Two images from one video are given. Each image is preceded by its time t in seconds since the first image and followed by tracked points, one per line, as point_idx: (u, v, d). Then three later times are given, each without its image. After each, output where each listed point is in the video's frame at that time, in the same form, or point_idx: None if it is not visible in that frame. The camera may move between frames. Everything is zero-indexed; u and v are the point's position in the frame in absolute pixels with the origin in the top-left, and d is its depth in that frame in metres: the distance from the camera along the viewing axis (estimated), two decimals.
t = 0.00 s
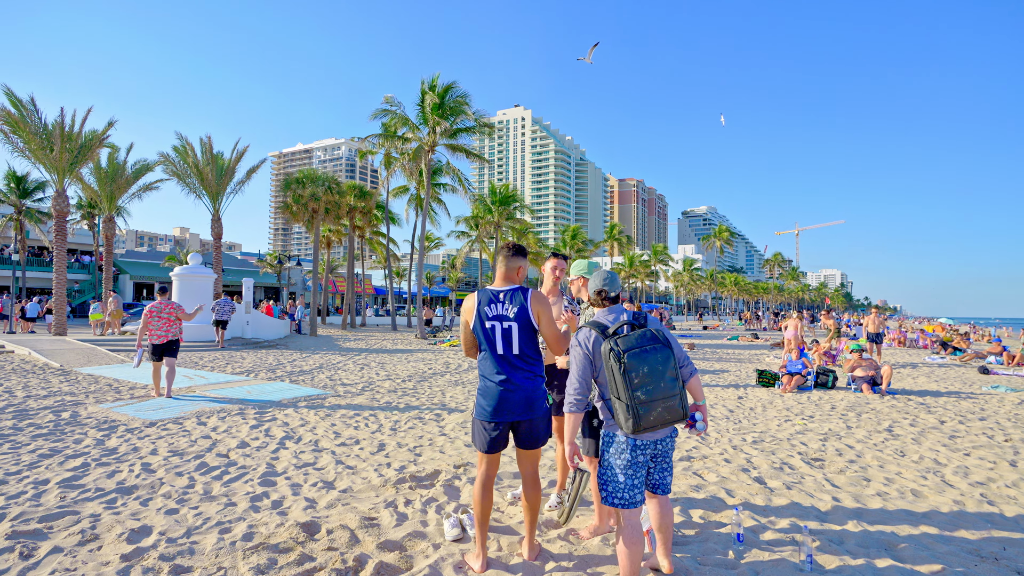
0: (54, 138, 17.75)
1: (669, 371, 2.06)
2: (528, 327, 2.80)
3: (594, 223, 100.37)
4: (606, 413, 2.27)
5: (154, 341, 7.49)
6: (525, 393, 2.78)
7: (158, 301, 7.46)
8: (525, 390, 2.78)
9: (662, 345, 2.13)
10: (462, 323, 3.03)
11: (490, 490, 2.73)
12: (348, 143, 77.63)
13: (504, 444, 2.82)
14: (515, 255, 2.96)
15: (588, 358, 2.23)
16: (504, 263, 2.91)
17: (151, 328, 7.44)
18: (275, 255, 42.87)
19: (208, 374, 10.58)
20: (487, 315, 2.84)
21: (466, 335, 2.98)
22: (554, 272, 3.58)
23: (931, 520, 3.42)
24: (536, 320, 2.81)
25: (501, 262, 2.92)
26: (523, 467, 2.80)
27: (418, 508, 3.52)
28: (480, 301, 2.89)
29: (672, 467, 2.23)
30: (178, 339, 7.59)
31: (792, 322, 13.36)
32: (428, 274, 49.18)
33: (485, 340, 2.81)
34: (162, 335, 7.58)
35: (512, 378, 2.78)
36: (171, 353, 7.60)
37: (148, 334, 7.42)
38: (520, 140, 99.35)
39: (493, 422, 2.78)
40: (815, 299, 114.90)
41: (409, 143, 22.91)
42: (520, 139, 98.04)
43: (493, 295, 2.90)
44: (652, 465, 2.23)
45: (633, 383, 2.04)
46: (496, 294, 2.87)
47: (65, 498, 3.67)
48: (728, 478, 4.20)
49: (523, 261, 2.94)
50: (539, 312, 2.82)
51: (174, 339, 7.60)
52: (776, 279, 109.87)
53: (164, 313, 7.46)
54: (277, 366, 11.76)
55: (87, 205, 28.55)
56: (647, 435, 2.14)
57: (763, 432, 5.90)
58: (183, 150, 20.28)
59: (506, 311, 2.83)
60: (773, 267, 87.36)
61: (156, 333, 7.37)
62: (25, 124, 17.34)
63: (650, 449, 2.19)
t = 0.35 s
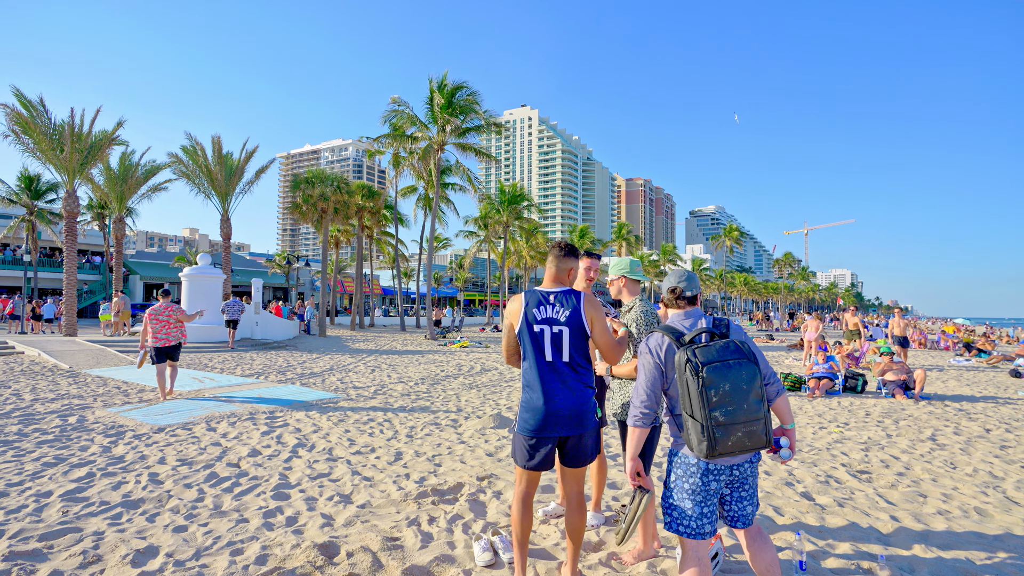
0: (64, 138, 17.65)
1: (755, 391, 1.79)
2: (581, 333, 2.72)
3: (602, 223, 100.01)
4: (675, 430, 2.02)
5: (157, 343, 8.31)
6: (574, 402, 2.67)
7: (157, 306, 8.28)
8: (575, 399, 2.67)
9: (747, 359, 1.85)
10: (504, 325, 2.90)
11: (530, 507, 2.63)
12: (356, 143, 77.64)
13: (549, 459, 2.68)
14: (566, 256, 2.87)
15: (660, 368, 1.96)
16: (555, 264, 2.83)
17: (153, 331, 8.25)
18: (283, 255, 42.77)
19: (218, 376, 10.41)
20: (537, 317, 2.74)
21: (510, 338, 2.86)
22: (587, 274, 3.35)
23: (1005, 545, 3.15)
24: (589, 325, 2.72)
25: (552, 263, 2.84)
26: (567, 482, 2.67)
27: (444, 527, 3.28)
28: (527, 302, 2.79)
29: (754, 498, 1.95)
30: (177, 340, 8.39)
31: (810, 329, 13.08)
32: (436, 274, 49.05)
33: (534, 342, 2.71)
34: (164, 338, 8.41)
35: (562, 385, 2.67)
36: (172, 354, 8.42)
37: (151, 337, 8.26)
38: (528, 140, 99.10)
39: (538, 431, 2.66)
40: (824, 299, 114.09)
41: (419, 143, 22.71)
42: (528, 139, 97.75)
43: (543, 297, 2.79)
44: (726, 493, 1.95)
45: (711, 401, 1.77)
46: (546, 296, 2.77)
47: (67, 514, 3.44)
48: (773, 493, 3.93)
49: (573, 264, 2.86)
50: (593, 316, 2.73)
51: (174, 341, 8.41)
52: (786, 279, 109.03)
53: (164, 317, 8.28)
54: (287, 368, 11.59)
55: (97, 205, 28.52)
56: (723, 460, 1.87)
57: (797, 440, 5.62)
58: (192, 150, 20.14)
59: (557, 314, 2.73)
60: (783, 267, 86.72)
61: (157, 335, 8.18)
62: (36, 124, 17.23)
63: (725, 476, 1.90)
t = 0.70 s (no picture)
0: (73, 137, 17.54)
1: (897, 406, 1.52)
2: (644, 330, 2.53)
3: (610, 223, 99.59)
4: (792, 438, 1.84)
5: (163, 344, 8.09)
6: (632, 405, 2.48)
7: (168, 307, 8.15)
8: (634, 402, 2.49)
9: (895, 371, 1.58)
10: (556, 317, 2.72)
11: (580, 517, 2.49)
12: (363, 143, 77.65)
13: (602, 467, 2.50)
14: (628, 247, 2.70)
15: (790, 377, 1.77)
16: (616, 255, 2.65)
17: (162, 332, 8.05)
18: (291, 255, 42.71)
19: (229, 376, 10.22)
20: (599, 311, 2.54)
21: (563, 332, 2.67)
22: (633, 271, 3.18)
23: None
24: (653, 321, 2.55)
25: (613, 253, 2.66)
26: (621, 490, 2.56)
27: (480, 541, 3.04)
28: (588, 293, 2.59)
29: (880, 531, 1.71)
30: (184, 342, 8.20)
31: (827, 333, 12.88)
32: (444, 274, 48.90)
33: (594, 338, 2.52)
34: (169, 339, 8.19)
35: (621, 385, 2.49)
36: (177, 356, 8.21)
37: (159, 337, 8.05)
38: (535, 140, 98.79)
39: (594, 435, 2.47)
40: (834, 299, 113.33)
41: (429, 141, 22.49)
42: (535, 139, 97.50)
43: (605, 288, 2.60)
44: (846, 519, 1.74)
45: (839, 407, 1.54)
46: (608, 288, 2.57)
47: (75, 525, 3.21)
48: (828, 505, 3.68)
49: (636, 255, 2.70)
50: (658, 313, 2.57)
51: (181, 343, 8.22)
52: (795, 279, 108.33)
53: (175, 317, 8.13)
54: (300, 368, 11.39)
55: (107, 205, 28.52)
56: (846, 481, 1.66)
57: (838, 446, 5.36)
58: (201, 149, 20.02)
59: (620, 307, 2.54)
60: (793, 266, 86.14)
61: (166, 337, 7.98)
62: (45, 122, 17.14)
63: (844, 500, 1.69)
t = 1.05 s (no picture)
0: (77, 135, 17.37)
1: None
2: (688, 323, 2.29)
3: (614, 222, 99.31)
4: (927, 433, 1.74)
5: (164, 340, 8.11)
6: (679, 407, 2.25)
7: (173, 303, 8.20)
8: (681, 402, 2.25)
9: None
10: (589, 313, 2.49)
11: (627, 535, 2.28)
12: (366, 143, 77.59)
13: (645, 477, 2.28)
14: (664, 233, 2.46)
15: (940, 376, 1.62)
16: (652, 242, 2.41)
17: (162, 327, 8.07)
18: (296, 255, 42.53)
19: (235, 377, 10.00)
20: (636, 303, 2.30)
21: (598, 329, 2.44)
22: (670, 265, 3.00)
23: None
24: (697, 313, 2.31)
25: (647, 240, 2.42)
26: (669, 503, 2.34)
27: (512, 555, 2.81)
28: (623, 285, 2.35)
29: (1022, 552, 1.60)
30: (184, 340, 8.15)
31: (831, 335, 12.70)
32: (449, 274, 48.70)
33: (633, 334, 2.28)
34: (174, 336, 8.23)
35: (666, 385, 2.25)
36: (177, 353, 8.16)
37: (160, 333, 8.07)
38: (538, 139, 98.58)
39: (638, 441, 2.24)
40: (839, 299, 112.90)
41: (435, 139, 22.28)
42: (539, 139, 97.27)
43: (641, 278, 2.35)
44: (981, 532, 1.64)
45: (992, 405, 1.46)
46: (646, 278, 2.33)
47: (73, 536, 2.99)
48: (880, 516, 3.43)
49: (672, 242, 2.46)
50: (702, 304, 2.33)
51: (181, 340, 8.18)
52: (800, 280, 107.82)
53: (176, 314, 8.13)
54: (306, 368, 11.18)
55: (111, 205, 28.39)
56: (986, 491, 1.56)
57: (874, 449, 5.11)
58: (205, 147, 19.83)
59: (660, 299, 2.30)
60: (799, 265, 85.86)
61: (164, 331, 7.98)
62: (48, 120, 16.97)
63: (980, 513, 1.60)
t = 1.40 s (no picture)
0: (76, 133, 17.10)
1: None
2: (735, 338, 1.92)
3: (615, 222, 99.05)
4: None
5: (164, 345, 7.86)
6: (728, 438, 1.88)
7: (168, 307, 7.97)
8: (727, 432, 1.89)
9: None
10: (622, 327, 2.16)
11: None
12: (368, 143, 77.50)
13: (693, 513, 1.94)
14: (702, 229, 2.04)
15: None
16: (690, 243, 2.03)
17: (161, 333, 7.83)
18: (297, 255, 42.31)
19: (236, 380, 9.73)
20: (673, 317, 1.95)
21: (630, 345, 2.08)
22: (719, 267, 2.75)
23: None
24: (746, 324, 1.93)
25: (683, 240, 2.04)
26: (725, 539, 2.00)
27: None
28: (656, 296, 1.99)
29: None
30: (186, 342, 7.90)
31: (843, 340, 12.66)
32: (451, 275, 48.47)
33: (670, 354, 1.93)
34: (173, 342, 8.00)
35: (708, 413, 1.89)
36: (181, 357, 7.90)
37: (159, 339, 7.83)
38: (540, 139, 98.30)
39: (676, 476, 1.90)
40: (842, 298, 112.60)
41: (440, 138, 22.03)
42: (541, 138, 97.06)
43: (679, 287, 1.99)
44: None
45: None
46: (684, 288, 1.97)
47: (61, 566, 2.72)
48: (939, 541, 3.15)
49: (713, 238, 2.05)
50: (753, 312, 1.94)
51: (184, 343, 7.93)
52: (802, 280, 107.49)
53: (173, 317, 7.90)
54: (310, 371, 10.93)
55: (111, 204, 28.14)
56: None
57: (912, 461, 4.84)
58: (206, 145, 19.59)
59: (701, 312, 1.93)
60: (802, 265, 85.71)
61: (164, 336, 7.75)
62: (47, 118, 16.71)
63: None
